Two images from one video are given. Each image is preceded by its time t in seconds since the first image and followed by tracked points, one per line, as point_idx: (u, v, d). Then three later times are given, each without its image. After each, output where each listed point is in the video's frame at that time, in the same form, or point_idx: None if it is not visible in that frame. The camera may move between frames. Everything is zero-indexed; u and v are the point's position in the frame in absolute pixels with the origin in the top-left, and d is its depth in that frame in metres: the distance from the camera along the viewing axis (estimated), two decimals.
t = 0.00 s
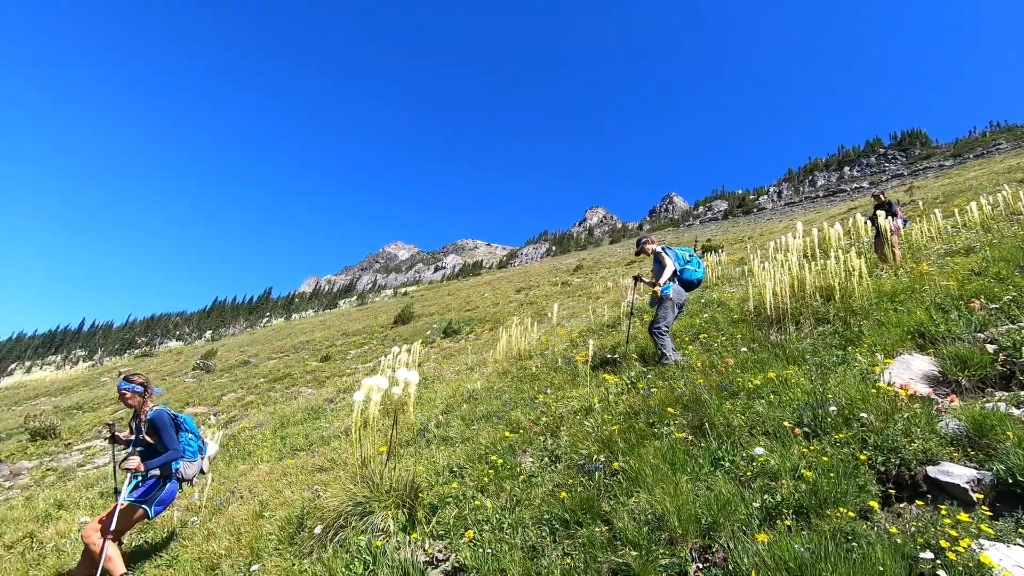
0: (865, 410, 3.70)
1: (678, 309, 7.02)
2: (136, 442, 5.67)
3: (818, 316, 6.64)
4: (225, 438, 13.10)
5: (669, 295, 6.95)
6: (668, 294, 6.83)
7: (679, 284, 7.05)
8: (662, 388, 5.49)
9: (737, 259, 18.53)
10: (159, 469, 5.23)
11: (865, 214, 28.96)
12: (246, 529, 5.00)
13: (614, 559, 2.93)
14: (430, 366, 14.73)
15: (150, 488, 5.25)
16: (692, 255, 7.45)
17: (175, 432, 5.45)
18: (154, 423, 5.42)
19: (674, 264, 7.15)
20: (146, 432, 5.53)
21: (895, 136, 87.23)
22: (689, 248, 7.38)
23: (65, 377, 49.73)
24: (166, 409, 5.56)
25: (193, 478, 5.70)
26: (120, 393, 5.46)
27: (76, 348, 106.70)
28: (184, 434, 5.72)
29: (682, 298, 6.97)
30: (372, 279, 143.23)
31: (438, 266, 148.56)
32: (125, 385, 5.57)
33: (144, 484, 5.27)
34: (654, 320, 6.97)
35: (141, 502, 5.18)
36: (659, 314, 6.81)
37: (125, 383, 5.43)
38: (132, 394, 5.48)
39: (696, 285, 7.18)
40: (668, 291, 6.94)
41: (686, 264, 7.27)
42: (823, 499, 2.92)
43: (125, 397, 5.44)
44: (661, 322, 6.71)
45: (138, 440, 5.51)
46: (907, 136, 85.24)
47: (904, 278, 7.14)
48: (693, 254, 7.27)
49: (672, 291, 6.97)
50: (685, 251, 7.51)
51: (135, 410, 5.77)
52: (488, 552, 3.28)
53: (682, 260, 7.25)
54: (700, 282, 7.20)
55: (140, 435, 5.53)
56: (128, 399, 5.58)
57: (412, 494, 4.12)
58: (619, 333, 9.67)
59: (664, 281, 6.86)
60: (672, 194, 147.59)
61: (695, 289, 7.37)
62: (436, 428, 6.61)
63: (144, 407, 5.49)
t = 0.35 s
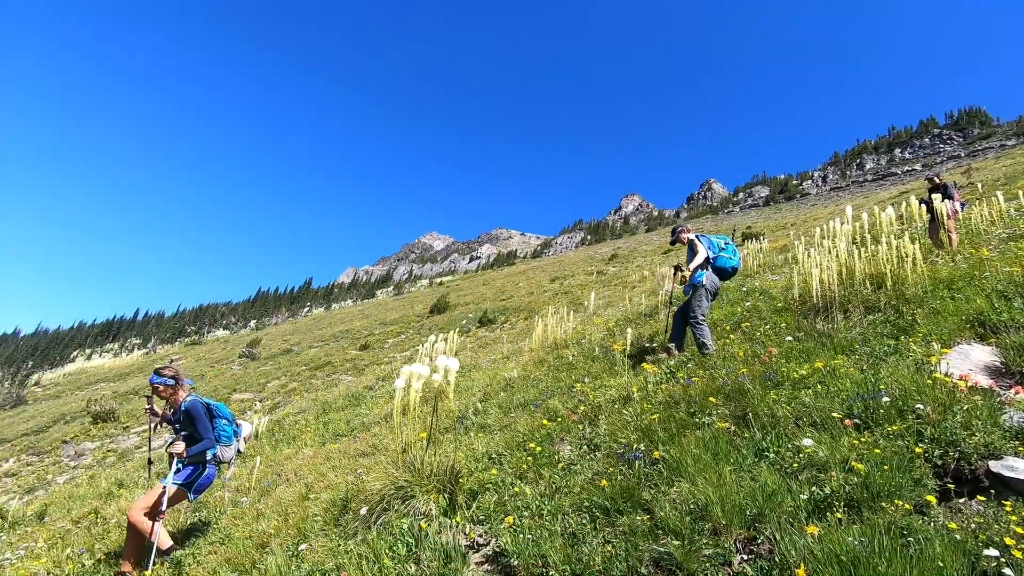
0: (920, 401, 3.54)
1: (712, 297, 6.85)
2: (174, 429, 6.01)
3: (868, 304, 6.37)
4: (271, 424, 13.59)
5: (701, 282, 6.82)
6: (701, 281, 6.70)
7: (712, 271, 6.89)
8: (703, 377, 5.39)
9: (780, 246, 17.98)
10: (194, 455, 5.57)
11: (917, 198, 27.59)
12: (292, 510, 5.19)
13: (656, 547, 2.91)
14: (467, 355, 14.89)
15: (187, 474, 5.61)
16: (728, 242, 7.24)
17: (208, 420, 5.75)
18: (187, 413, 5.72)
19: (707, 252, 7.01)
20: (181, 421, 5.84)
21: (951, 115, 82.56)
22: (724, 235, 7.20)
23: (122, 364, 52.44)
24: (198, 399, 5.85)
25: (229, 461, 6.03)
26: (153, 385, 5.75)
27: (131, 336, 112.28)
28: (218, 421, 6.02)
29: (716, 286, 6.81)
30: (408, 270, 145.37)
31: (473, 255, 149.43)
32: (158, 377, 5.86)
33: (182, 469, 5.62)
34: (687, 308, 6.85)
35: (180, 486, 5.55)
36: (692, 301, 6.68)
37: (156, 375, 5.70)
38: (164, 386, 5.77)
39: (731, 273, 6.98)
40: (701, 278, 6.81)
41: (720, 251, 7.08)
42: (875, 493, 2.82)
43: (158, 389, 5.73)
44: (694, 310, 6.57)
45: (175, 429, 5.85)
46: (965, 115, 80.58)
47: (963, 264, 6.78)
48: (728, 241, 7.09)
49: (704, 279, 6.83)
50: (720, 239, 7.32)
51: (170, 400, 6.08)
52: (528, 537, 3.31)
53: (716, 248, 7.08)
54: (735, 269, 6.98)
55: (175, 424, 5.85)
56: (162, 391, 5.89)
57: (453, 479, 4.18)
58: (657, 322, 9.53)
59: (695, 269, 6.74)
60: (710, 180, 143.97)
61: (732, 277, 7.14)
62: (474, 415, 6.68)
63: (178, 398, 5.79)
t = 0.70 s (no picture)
0: (959, 391, 3.44)
1: (727, 288, 6.84)
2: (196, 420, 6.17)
3: (902, 292, 6.19)
4: (299, 414, 13.89)
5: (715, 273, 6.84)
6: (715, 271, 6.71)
7: (726, 262, 6.93)
8: (730, 367, 5.32)
9: (808, 234, 17.58)
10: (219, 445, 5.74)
11: (953, 181, 26.63)
12: (322, 498, 5.31)
13: (684, 537, 2.90)
14: (490, 346, 14.97)
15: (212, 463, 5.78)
16: (741, 234, 7.27)
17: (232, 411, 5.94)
18: (212, 405, 5.89)
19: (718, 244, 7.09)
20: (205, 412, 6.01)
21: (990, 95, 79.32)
22: (736, 227, 7.24)
23: (156, 356, 54.05)
24: (221, 390, 6.02)
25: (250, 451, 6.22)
26: (177, 377, 5.89)
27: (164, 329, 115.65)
28: (240, 412, 6.21)
29: (730, 276, 6.80)
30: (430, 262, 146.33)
31: (495, 247, 149.58)
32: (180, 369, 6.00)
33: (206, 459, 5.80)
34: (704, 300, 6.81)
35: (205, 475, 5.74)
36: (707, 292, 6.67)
37: (180, 367, 5.83)
38: (188, 378, 5.93)
39: (744, 264, 7.01)
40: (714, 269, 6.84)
41: (733, 243, 7.12)
42: (911, 484, 2.75)
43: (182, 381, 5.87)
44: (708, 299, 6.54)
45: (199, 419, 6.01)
46: (1005, 95, 77.33)
47: (1003, 250, 6.54)
48: (741, 232, 7.12)
49: (717, 270, 6.85)
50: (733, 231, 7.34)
51: (192, 392, 6.23)
52: (555, 526, 3.32)
53: (729, 239, 7.11)
54: (748, 260, 7.02)
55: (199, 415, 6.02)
56: (185, 382, 6.04)
57: (479, 468, 4.22)
58: (682, 312, 9.43)
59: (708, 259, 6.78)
60: (735, 168, 141.37)
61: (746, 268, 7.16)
62: (499, 405, 6.72)
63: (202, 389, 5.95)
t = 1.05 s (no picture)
0: (993, 378, 3.36)
1: (736, 275, 6.95)
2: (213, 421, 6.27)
3: (932, 278, 6.04)
4: (323, 407, 14.14)
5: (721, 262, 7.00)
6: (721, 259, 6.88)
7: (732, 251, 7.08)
8: (754, 356, 5.26)
9: (832, 220, 17.23)
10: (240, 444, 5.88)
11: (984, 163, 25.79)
12: (349, 489, 5.39)
13: (711, 526, 2.88)
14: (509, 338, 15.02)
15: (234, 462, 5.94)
16: (748, 223, 7.43)
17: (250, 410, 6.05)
18: (231, 405, 6.00)
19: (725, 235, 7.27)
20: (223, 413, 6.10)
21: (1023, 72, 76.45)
22: (742, 217, 7.42)
23: (182, 352, 55.34)
24: (237, 391, 6.10)
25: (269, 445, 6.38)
26: (191, 382, 5.95)
27: (190, 326, 118.25)
28: (257, 409, 6.32)
29: (736, 263, 6.92)
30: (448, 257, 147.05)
31: (512, 240, 149.61)
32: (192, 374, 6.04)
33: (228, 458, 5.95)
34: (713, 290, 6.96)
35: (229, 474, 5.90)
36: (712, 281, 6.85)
37: (194, 372, 5.87)
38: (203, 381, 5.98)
39: (753, 249, 7.09)
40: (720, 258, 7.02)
41: (739, 232, 7.29)
42: (945, 473, 2.70)
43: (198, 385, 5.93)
44: (711, 286, 6.71)
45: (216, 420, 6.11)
46: None
47: None
48: (746, 220, 7.29)
49: (723, 259, 7.02)
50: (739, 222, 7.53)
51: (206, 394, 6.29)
52: (581, 516, 3.33)
53: (734, 229, 7.30)
54: (757, 245, 7.07)
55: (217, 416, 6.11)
56: (200, 386, 6.09)
57: (503, 459, 4.25)
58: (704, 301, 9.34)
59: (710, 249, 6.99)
60: (756, 155, 138.78)
61: (758, 255, 7.16)
62: (521, 396, 6.74)
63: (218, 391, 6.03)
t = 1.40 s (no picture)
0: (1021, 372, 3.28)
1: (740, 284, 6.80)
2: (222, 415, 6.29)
3: (957, 270, 5.91)
4: (341, 401, 14.30)
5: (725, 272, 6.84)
6: (724, 272, 6.72)
7: (735, 259, 6.88)
8: (773, 350, 5.20)
9: (852, 212, 16.94)
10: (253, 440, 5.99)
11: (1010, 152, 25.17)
12: (368, 481, 5.45)
13: (731, 521, 2.86)
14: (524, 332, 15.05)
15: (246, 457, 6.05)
16: (753, 223, 7.05)
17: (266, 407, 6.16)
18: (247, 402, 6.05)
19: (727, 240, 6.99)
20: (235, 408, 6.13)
21: None
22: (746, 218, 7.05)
23: (202, 347, 56.30)
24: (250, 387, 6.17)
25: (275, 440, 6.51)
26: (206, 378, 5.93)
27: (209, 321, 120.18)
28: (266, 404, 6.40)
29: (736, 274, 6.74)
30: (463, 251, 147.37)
31: (526, 234, 149.45)
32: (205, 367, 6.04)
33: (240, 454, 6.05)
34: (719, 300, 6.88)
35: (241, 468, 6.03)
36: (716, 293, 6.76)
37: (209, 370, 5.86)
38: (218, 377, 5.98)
39: (757, 255, 6.81)
40: (724, 269, 6.85)
41: (743, 235, 6.97)
42: (971, 468, 2.65)
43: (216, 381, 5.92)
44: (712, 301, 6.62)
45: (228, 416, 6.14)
46: None
47: None
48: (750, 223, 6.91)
49: (727, 269, 6.84)
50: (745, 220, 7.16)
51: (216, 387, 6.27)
52: (599, 509, 3.33)
53: (737, 233, 6.99)
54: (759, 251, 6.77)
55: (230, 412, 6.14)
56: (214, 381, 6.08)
57: (520, 452, 4.26)
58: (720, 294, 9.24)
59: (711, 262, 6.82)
60: (773, 146, 136.72)
61: (762, 257, 6.89)
62: (537, 390, 6.75)
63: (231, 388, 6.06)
